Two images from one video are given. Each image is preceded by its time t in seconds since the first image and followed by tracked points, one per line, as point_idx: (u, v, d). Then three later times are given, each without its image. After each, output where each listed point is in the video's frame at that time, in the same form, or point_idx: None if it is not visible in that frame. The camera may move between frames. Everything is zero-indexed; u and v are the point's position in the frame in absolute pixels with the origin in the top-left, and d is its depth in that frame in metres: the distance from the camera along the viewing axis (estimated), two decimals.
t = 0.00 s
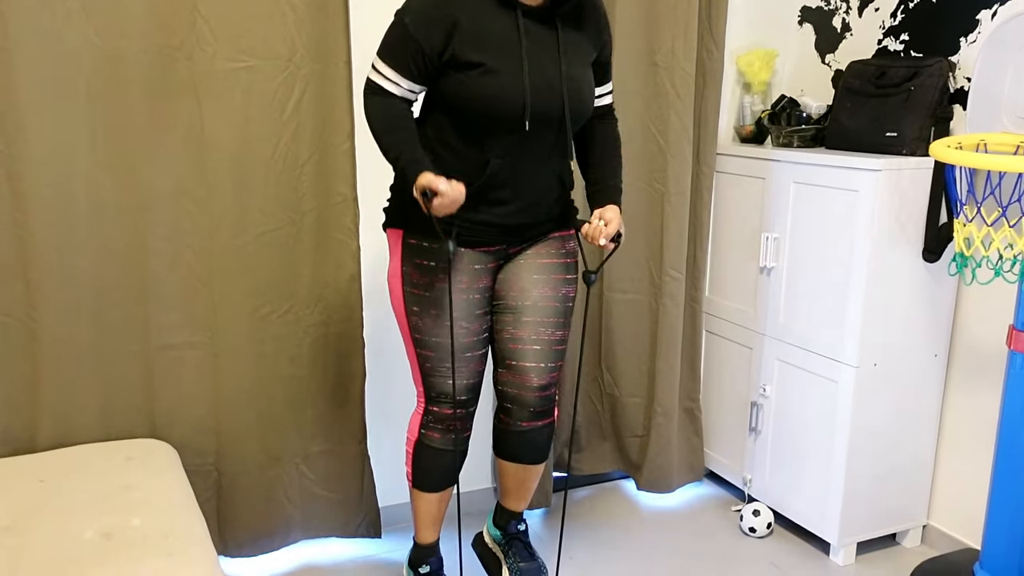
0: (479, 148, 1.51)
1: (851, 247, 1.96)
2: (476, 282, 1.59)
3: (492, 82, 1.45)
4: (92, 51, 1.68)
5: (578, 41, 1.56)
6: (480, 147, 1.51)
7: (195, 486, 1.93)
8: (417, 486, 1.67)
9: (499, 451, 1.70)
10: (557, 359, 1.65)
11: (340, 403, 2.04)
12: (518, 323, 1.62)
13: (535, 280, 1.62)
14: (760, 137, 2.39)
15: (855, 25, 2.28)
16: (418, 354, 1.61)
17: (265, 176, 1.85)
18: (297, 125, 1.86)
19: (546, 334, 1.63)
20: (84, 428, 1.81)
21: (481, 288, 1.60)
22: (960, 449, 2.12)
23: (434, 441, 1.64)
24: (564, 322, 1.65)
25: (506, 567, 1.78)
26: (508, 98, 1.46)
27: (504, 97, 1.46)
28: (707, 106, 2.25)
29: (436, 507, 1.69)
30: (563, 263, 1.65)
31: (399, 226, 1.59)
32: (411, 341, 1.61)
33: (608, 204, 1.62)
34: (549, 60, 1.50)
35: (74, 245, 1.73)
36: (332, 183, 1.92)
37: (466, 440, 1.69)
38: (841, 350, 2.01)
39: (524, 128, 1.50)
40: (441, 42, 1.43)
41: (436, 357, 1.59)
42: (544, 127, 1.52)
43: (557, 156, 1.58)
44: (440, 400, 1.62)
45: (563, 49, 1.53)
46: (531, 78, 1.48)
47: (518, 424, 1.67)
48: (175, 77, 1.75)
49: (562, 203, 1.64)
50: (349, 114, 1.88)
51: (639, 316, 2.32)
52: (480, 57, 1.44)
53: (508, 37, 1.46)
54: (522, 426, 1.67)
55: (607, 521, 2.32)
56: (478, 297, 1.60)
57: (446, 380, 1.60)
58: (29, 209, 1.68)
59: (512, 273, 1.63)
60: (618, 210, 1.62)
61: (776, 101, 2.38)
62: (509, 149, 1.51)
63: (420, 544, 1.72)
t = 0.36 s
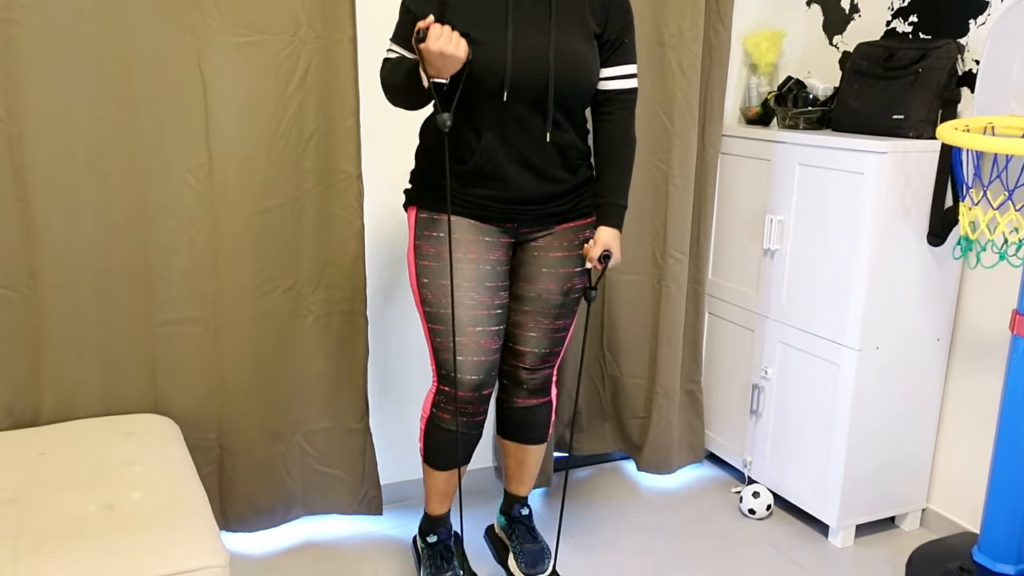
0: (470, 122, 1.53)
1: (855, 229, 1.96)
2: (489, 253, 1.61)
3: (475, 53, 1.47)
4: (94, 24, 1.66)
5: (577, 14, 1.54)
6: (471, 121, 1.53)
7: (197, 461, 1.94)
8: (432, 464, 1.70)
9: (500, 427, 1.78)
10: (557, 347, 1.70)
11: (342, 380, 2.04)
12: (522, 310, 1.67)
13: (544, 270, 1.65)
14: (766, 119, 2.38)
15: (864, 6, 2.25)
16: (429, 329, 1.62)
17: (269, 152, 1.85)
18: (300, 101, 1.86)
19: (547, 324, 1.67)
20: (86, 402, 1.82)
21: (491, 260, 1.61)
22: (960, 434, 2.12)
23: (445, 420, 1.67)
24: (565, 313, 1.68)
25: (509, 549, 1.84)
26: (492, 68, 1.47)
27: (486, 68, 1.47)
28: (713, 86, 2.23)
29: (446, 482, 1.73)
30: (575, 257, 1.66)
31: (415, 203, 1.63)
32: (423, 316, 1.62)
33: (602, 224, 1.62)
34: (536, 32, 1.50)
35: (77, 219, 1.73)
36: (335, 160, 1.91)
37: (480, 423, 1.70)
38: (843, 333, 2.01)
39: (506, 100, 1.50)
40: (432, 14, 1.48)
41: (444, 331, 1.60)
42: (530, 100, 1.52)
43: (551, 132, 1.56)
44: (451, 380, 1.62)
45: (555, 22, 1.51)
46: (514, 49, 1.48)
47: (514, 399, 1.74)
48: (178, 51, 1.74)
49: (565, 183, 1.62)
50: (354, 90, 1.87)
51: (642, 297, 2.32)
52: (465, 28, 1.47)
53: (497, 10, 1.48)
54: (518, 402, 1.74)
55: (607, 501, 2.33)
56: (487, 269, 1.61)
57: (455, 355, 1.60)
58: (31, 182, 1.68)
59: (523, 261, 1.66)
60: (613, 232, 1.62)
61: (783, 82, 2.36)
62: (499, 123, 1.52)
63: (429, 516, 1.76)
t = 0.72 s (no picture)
0: (471, 133, 1.58)
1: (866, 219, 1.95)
2: (499, 246, 1.61)
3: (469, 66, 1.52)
4: (103, 8, 1.66)
5: (575, 22, 1.54)
6: (473, 133, 1.57)
7: (205, 446, 1.95)
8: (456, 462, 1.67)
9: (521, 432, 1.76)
10: (572, 354, 1.70)
11: (350, 367, 2.04)
12: (537, 321, 1.68)
13: (554, 283, 1.66)
14: (776, 108, 2.37)
15: None
16: (448, 327, 1.62)
17: (277, 138, 1.85)
18: (309, 88, 1.85)
19: (561, 333, 1.67)
20: (96, 387, 1.82)
21: (505, 253, 1.61)
22: (969, 426, 2.12)
23: (467, 419, 1.63)
24: (579, 325, 1.67)
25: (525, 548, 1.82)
26: (485, 82, 1.52)
27: (480, 79, 1.52)
28: (724, 75, 2.22)
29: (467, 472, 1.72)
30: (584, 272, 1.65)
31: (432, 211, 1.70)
32: (440, 314, 1.62)
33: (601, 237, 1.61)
34: (531, 43, 1.52)
35: (86, 205, 1.73)
36: (344, 147, 1.90)
37: (502, 423, 1.66)
38: (852, 324, 2.00)
39: (500, 109, 1.53)
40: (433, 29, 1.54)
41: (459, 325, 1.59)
42: (524, 110, 1.53)
43: (549, 142, 1.56)
44: (473, 379, 1.58)
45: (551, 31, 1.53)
46: (506, 61, 1.51)
47: (530, 403, 1.73)
48: (187, 36, 1.73)
49: (568, 196, 1.61)
50: (363, 77, 1.86)
51: (650, 287, 2.31)
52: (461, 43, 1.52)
53: (494, 24, 1.52)
54: (535, 406, 1.72)
55: (614, 490, 2.33)
56: (502, 261, 1.60)
57: (472, 348, 1.58)
58: (40, 168, 1.68)
59: (537, 272, 1.67)
60: (612, 246, 1.60)
61: (794, 71, 2.35)
62: (497, 135, 1.56)
63: (450, 500, 1.76)
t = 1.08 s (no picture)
0: (474, 153, 1.59)
1: (878, 221, 1.94)
2: (508, 251, 1.61)
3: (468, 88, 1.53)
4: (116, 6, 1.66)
5: (578, 40, 1.53)
6: (475, 151, 1.58)
7: (215, 444, 1.96)
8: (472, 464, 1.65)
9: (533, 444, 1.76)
10: (579, 370, 1.70)
11: (359, 366, 2.04)
12: (543, 338, 1.68)
13: (559, 299, 1.65)
14: (789, 108, 2.36)
15: None
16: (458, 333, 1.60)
17: (289, 136, 1.85)
18: (321, 86, 1.85)
19: (567, 351, 1.67)
20: (106, 384, 1.83)
21: (514, 257, 1.61)
22: (980, 429, 2.11)
23: (484, 424, 1.61)
24: (585, 342, 1.67)
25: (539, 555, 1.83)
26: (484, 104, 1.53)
27: (478, 100, 1.53)
28: (736, 74, 2.21)
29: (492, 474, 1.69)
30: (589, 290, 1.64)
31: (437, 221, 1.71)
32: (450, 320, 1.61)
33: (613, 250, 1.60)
34: (530, 63, 1.52)
35: (98, 202, 1.73)
36: (355, 145, 1.90)
37: (520, 427, 1.64)
38: (864, 326, 2.00)
39: (498, 129, 1.53)
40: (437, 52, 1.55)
41: (470, 329, 1.57)
42: (522, 130, 1.53)
43: (550, 162, 1.56)
44: (487, 383, 1.56)
45: (550, 50, 1.52)
46: (504, 83, 1.51)
47: (538, 417, 1.73)
48: (199, 34, 1.73)
49: (571, 215, 1.61)
50: (375, 76, 1.86)
51: (660, 287, 2.31)
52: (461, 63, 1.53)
53: (494, 46, 1.52)
54: (544, 420, 1.72)
55: (623, 491, 2.33)
56: (511, 264, 1.60)
57: (485, 351, 1.55)
58: (53, 165, 1.68)
59: (543, 289, 1.67)
60: (625, 258, 1.59)
61: (807, 71, 2.34)
62: (498, 155, 1.56)
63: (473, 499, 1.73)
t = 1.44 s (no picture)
0: (467, 135, 1.56)
1: (890, 231, 1.93)
2: (496, 243, 1.59)
3: (462, 72, 1.49)
4: (131, 15, 1.67)
5: (574, 24, 1.51)
6: (468, 134, 1.56)
7: (224, 452, 1.96)
8: (475, 466, 1.66)
9: (541, 441, 1.73)
10: (583, 357, 1.66)
11: (369, 374, 2.04)
12: (541, 323, 1.63)
13: (554, 280, 1.63)
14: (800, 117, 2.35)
15: (902, 4, 2.21)
16: (451, 327, 1.61)
17: (299, 145, 1.84)
18: (333, 94, 1.85)
19: (570, 334, 1.63)
20: (117, 392, 1.83)
21: (502, 247, 1.59)
22: (993, 441, 2.09)
23: (483, 417, 1.63)
24: (586, 324, 1.64)
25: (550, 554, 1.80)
26: (479, 87, 1.49)
27: (473, 85, 1.49)
28: (747, 83, 2.20)
29: (494, 478, 1.70)
30: (584, 267, 1.63)
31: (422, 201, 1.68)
32: (442, 312, 1.61)
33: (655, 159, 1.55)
34: (526, 45, 1.49)
35: (111, 210, 1.74)
36: (366, 154, 1.91)
37: (518, 417, 1.66)
38: (875, 336, 1.98)
39: (495, 114, 1.51)
40: (425, 37, 1.50)
41: (462, 325, 1.58)
42: (520, 114, 1.51)
43: (546, 144, 1.54)
44: (484, 376, 1.58)
45: (545, 33, 1.49)
46: (498, 66, 1.48)
47: (547, 415, 1.70)
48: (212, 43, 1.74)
49: (563, 197, 1.59)
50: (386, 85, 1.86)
51: (670, 296, 2.30)
52: (451, 47, 1.49)
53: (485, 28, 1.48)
54: (553, 417, 1.69)
55: (633, 500, 2.32)
56: (500, 256, 1.58)
57: (480, 347, 1.57)
58: (65, 173, 1.69)
59: (536, 271, 1.65)
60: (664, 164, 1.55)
61: (818, 80, 2.33)
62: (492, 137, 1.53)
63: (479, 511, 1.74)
